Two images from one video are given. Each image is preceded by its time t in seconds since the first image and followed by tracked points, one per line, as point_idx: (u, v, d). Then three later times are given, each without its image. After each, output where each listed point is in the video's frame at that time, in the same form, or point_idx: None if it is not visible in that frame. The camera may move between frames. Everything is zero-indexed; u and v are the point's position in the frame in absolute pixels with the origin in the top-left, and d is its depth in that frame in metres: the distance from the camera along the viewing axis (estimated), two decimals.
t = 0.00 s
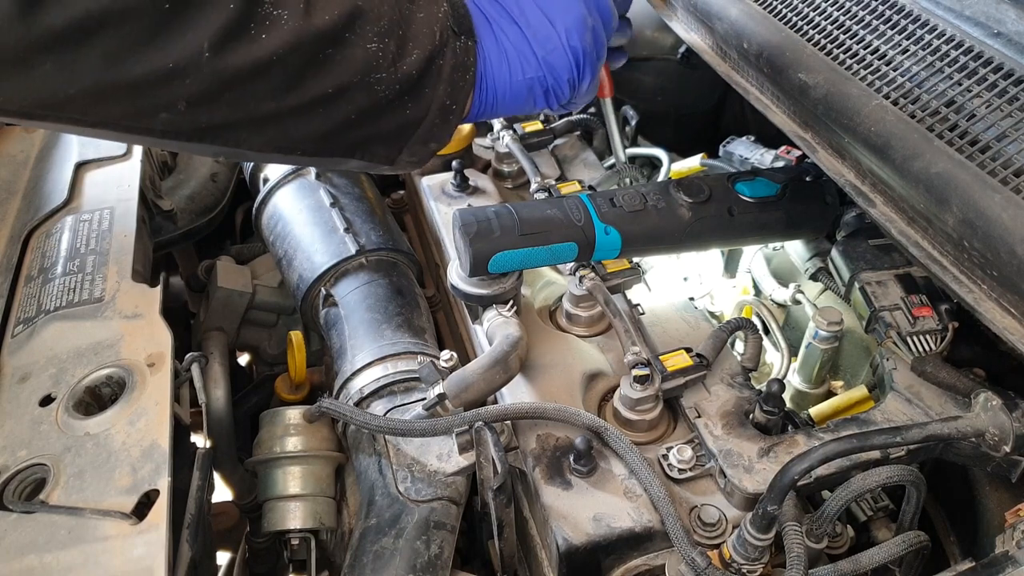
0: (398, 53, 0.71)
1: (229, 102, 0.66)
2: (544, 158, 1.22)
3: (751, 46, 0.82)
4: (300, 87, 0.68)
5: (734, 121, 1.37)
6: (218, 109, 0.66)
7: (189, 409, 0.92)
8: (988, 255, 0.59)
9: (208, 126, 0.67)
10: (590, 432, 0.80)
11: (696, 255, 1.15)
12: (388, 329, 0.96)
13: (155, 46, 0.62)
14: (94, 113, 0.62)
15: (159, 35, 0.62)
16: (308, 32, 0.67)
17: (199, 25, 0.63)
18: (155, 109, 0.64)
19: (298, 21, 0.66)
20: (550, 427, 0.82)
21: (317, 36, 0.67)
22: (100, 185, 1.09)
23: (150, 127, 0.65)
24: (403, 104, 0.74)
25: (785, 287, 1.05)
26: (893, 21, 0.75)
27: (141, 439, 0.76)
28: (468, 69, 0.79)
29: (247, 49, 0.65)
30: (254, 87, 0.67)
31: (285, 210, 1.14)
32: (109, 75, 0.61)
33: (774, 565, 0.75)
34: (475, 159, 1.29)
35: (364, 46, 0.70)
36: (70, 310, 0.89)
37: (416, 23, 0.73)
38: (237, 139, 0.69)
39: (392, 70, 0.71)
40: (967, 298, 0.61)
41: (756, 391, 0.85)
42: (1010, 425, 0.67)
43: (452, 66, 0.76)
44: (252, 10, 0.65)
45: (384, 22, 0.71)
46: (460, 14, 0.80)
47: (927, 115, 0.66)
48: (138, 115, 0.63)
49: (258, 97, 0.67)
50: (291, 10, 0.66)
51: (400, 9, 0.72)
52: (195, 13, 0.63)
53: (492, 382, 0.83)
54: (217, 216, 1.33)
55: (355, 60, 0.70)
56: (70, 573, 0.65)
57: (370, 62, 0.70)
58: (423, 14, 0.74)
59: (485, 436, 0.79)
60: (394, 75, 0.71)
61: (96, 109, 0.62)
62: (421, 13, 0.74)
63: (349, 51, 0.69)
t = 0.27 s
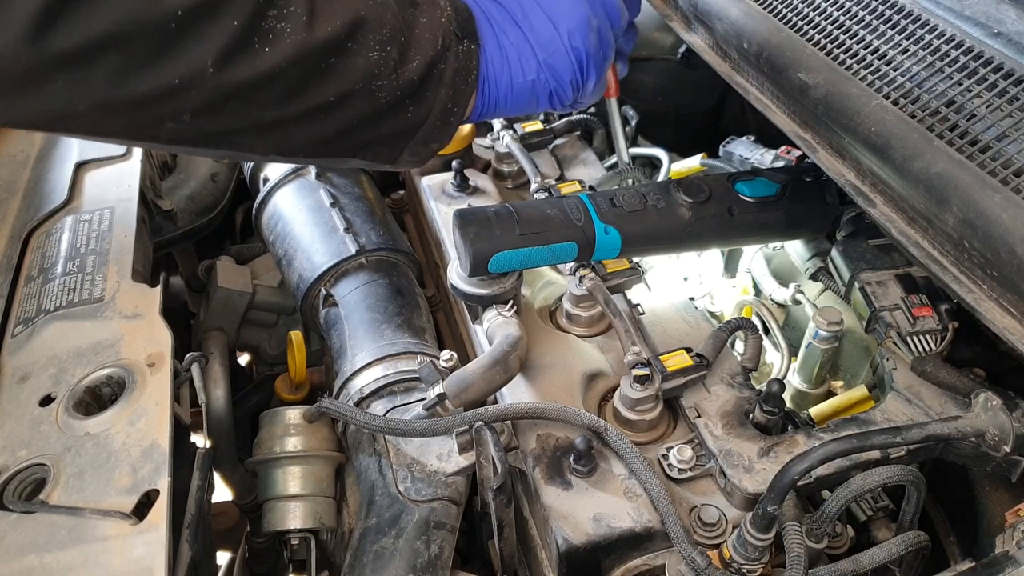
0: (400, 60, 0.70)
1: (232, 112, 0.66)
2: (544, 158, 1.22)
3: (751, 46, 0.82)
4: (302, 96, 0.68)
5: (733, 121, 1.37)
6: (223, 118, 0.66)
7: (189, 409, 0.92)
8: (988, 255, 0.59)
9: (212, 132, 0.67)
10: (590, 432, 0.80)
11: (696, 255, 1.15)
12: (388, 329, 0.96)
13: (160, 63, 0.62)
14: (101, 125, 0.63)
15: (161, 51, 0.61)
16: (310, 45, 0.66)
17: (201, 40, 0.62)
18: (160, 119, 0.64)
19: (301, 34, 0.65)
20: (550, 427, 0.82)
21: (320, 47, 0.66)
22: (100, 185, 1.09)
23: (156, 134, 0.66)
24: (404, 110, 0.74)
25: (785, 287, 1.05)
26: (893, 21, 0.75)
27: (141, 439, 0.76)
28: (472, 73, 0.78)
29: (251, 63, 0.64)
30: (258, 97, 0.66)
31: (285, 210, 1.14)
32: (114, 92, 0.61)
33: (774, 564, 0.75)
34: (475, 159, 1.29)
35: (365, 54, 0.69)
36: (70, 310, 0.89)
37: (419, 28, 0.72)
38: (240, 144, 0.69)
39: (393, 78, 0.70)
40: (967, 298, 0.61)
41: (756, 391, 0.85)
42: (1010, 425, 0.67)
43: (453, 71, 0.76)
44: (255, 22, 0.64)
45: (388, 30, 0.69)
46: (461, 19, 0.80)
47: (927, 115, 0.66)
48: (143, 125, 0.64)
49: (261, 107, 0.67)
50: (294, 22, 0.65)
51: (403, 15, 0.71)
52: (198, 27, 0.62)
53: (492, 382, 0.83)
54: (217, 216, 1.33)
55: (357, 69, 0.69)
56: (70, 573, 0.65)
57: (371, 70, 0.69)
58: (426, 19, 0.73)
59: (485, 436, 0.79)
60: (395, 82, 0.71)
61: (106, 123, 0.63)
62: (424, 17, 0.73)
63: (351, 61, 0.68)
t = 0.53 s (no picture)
0: (381, 75, 0.71)
1: (209, 132, 0.68)
2: (544, 158, 1.22)
3: (752, 46, 0.82)
4: (279, 114, 0.69)
5: (733, 121, 1.37)
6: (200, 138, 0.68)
7: (189, 409, 0.92)
8: (989, 255, 0.59)
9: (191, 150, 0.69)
10: (590, 433, 0.80)
11: (696, 255, 1.15)
12: (388, 329, 0.96)
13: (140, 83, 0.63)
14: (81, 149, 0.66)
15: (135, 77, 0.63)
16: (286, 66, 0.67)
17: (178, 63, 0.64)
18: (139, 141, 0.66)
19: (276, 56, 0.66)
20: (550, 427, 0.82)
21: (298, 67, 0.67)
22: (100, 185, 1.09)
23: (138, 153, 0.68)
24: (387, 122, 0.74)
25: (785, 287, 1.05)
26: (893, 21, 0.75)
27: (141, 439, 0.76)
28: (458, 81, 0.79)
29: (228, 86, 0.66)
30: (235, 117, 0.68)
31: (285, 210, 1.14)
32: (90, 119, 0.63)
33: (774, 564, 0.75)
34: (475, 159, 1.29)
35: (345, 71, 0.70)
36: (70, 310, 0.89)
37: (404, 40, 0.73)
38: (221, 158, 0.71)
39: (373, 93, 0.72)
40: (967, 298, 0.61)
41: (756, 391, 0.85)
42: (1010, 425, 0.67)
43: (438, 81, 0.76)
44: (232, 46, 0.65)
45: (369, 47, 0.70)
46: (449, 29, 0.80)
47: (927, 114, 0.66)
48: (122, 148, 0.66)
49: (238, 126, 0.68)
50: (271, 44, 0.66)
51: (388, 27, 0.72)
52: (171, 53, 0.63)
53: (492, 382, 0.83)
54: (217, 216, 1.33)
55: (337, 86, 0.70)
56: (71, 573, 0.65)
57: (351, 87, 0.70)
58: (411, 31, 0.74)
59: (485, 436, 0.79)
60: (376, 96, 0.72)
61: (85, 144, 0.65)
62: (409, 30, 0.74)
63: (329, 78, 0.70)
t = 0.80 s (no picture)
0: (345, 151, 0.58)
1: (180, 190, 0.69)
2: (544, 158, 1.22)
3: (752, 46, 0.82)
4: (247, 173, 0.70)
5: (734, 121, 1.36)
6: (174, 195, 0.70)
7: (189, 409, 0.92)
8: (989, 255, 0.59)
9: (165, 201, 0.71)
10: (590, 432, 0.80)
11: (696, 255, 1.15)
12: (388, 329, 0.96)
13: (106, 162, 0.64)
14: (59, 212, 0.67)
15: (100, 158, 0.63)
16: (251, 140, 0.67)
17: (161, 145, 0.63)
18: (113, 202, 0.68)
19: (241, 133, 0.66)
20: (550, 427, 0.82)
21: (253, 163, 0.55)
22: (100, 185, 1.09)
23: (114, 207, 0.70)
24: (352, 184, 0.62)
25: (785, 287, 1.05)
26: (893, 21, 0.74)
27: (141, 439, 0.76)
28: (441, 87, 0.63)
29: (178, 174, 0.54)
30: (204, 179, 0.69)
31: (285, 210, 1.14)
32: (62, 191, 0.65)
33: (774, 565, 0.75)
34: (475, 159, 1.29)
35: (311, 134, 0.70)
36: (70, 310, 0.89)
37: (378, 112, 0.59)
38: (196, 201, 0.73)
39: (335, 168, 0.59)
40: (967, 298, 0.61)
41: (756, 391, 0.85)
42: (1010, 425, 0.67)
43: (408, 148, 0.62)
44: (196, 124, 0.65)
45: (332, 125, 0.57)
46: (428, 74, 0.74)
47: (927, 114, 0.66)
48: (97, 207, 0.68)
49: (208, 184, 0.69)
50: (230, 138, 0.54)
51: (360, 95, 0.58)
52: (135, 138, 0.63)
53: (492, 382, 0.83)
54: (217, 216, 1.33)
55: (296, 165, 0.57)
56: (70, 573, 0.65)
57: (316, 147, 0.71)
58: (386, 97, 0.59)
59: (485, 436, 0.79)
60: (339, 169, 0.59)
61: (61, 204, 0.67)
62: (384, 96, 0.59)
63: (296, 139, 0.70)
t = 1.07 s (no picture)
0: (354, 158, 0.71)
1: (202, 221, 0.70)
2: (544, 158, 1.22)
3: (752, 46, 0.82)
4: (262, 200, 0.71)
5: (734, 122, 1.36)
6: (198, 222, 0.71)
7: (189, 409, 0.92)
8: (989, 254, 0.59)
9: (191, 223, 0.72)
10: (590, 432, 0.80)
11: (696, 254, 1.15)
12: (388, 329, 0.96)
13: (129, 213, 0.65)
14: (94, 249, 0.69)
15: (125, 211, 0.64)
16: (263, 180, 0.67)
17: (170, 199, 0.64)
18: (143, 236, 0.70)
19: (253, 174, 0.66)
20: (550, 427, 0.82)
21: (273, 179, 0.68)
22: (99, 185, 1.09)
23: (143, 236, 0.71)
24: (363, 182, 0.74)
25: (785, 287, 1.05)
26: (893, 21, 0.74)
27: (141, 439, 0.76)
28: (440, 88, 0.76)
29: (204, 201, 0.66)
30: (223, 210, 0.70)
31: (285, 210, 1.14)
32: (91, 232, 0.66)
33: (774, 564, 0.75)
34: (475, 159, 1.29)
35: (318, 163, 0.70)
36: (70, 310, 0.89)
37: (381, 117, 0.71)
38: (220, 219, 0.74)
39: (346, 173, 0.72)
40: (967, 298, 0.61)
41: (756, 391, 0.85)
42: (1010, 425, 0.67)
43: (412, 147, 0.74)
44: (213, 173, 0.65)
45: (340, 141, 0.69)
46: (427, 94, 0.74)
47: (926, 114, 0.66)
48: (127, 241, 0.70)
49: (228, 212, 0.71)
50: (247, 163, 0.66)
51: (364, 104, 0.70)
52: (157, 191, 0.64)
53: (492, 382, 0.83)
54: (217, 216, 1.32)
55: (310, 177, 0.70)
56: (70, 573, 0.65)
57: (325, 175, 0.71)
58: (390, 105, 0.71)
59: (485, 436, 0.79)
60: (349, 174, 0.72)
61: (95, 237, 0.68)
62: (388, 103, 0.71)
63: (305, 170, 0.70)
